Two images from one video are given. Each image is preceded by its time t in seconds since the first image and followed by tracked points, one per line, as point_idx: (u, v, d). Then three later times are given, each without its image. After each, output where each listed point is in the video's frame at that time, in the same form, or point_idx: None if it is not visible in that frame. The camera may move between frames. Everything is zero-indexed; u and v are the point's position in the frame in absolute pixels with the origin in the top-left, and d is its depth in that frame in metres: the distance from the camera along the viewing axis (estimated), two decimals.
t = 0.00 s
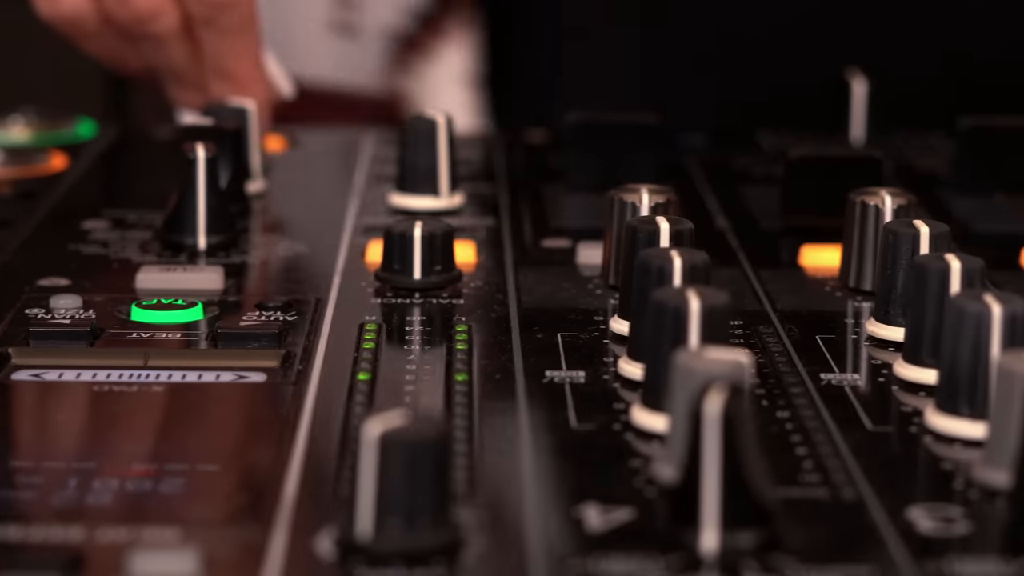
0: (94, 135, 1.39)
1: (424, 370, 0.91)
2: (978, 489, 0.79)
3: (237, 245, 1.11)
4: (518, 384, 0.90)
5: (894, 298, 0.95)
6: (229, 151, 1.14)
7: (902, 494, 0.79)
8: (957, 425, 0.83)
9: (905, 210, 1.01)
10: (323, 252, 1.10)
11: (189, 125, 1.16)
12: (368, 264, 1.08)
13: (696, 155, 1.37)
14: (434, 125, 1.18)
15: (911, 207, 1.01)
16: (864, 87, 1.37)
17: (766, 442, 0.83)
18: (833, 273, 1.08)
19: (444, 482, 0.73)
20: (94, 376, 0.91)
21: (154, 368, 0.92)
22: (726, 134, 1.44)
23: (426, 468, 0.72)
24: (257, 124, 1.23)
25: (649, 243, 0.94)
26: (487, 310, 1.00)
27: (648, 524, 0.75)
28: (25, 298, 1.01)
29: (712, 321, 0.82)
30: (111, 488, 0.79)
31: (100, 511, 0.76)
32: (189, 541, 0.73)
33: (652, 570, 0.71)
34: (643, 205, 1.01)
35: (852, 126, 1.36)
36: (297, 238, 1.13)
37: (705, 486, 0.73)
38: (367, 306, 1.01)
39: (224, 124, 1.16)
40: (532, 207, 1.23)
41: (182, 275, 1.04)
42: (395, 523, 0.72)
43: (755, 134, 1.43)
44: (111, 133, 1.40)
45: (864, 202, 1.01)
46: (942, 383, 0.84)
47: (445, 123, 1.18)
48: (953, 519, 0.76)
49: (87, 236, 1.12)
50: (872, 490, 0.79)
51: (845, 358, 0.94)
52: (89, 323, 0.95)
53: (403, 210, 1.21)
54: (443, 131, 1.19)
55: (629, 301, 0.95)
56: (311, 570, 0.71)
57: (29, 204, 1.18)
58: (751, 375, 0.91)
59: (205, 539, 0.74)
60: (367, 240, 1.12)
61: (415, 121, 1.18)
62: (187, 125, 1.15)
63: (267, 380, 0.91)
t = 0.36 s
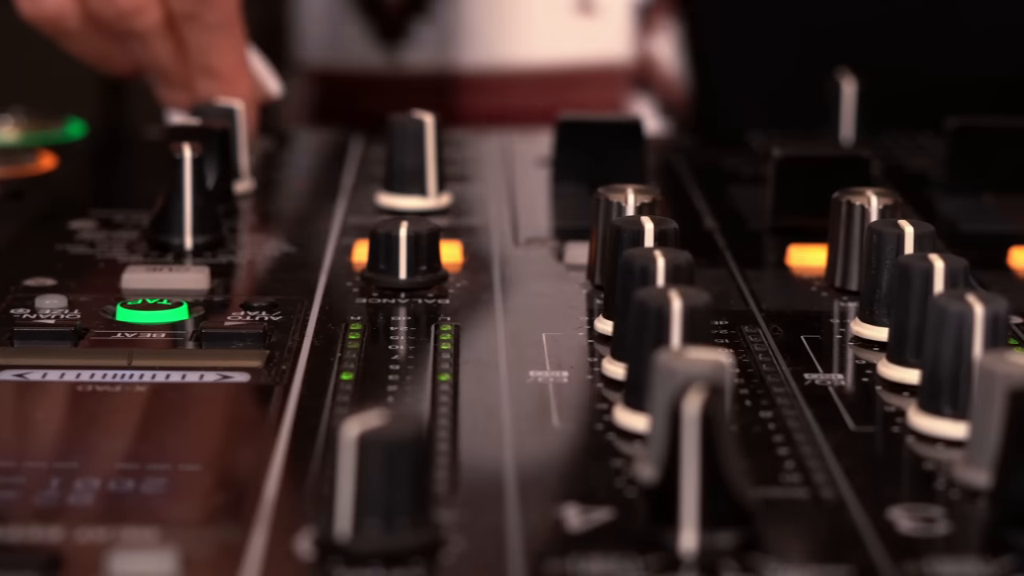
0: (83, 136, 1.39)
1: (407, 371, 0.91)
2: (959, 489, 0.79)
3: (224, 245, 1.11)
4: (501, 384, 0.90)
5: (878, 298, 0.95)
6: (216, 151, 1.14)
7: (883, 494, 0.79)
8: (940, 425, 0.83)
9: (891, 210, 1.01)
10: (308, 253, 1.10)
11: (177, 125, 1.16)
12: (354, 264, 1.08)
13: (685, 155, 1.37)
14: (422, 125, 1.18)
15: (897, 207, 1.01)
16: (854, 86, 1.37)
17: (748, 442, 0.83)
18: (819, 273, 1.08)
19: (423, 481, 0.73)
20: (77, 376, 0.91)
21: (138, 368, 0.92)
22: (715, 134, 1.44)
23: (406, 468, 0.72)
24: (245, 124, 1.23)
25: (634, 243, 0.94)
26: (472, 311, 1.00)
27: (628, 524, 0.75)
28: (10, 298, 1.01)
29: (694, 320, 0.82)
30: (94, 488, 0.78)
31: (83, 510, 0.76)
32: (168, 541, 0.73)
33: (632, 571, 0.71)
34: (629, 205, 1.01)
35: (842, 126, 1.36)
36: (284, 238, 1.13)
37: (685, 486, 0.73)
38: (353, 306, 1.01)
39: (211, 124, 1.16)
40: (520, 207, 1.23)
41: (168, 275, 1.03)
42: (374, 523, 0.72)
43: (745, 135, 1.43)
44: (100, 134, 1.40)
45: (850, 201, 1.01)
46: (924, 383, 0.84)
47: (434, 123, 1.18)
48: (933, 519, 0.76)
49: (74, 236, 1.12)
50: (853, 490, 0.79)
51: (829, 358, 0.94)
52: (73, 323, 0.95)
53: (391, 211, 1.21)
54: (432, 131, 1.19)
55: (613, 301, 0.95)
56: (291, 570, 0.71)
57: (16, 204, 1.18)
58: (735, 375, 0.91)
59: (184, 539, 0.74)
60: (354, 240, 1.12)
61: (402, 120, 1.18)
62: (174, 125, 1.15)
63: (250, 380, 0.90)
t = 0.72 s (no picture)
0: (74, 135, 1.39)
1: (391, 370, 0.91)
2: (941, 489, 0.79)
3: (211, 245, 1.11)
4: (484, 383, 0.90)
5: (863, 299, 0.95)
6: (202, 152, 1.15)
7: (865, 494, 0.79)
8: (922, 426, 0.83)
9: (876, 210, 1.01)
10: (294, 252, 1.10)
11: (164, 125, 1.16)
12: (341, 264, 1.08)
13: (674, 155, 1.37)
14: (410, 125, 1.18)
15: (884, 207, 1.01)
16: (843, 86, 1.37)
17: (730, 442, 0.83)
18: (805, 273, 1.08)
19: (401, 481, 0.73)
20: (61, 376, 0.91)
21: (122, 368, 0.92)
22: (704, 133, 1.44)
23: (384, 467, 0.72)
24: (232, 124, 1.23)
25: (619, 244, 0.94)
26: (457, 310, 1.00)
27: (608, 524, 0.75)
28: None
29: (676, 320, 0.82)
30: (76, 488, 0.78)
31: (64, 509, 0.76)
32: (148, 541, 0.73)
33: (610, 571, 0.71)
34: (614, 205, 1.01)
35: (831, 125, 1.36)
36: (271, 238, 1.13)
37: (663, 486, 0.73)
38: (338, 306, 1.01)
39: (199, 123, 1.16)
40: (507, 206, 1.23)
41: (153, 275, 1.04)
42: (353, 523, 0.72)
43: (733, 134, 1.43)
44: (90, 134, 1.40)
45: (836, 202, 1.01)
46: (907, 382, 0.84)
47: (421, 123, 1.18)
48: (914, 519, 0.76)
49: (60, 236, 1.12)
50: (834, 490, 0.79)
51: (813, 358, 0.94)
52: (57, 323, 0.95)
53: (379, 211, 1.21)
54: (420, 131, 1.19)
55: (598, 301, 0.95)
56: (269, 570, 0.71)
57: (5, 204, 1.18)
58: (718, 375, 0.91)
59: (164, 539, 0.74)
60: (339, 240, 1.12)
61: (390, 120, 1.18)
62: (160, 125, 1.15)
63: (234, 380, 0.90)
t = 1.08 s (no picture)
0: (63, 135, 1.39)
1: (373, 370, 0.91)
2: (921, 489, 0.78)
3: (197, 245, 1.11)
4: (467, 383, 0.90)
5: (846, 298, 0.95)
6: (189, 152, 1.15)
7: (845, 494, 0.78)
8: (903, 426, 0.83)
9: (861, 209, 1.01)
10: (281, 252, 1.10)
11: (151, 125, 1.16)
12: (326, 263, 1.08)
13: (662, 155, 1.37)
14: (397, 124, 1.19)
15: (868, 207, 1.01)
16: (831, 86, 1.37)
17: (710, 443, 0.83)
18: (790, 272, 1.08)
19: (378, 480, 0.73)
20: (44, 376, 0.91)
21: (105, 368, 0.92)
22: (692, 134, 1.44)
23: (362, 467, 0.72)
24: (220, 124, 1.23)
25: (602, 243, 0.94)
26: (442, 310, 1.00)
27: (586, 523, 0.75)
28: None
29: (657, 320, 0.82)
30: (56, 488, 0.78)
31: (42, 509, 0.76)
32: (126, 541, 0.73)
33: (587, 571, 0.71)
34: (599, 204, 1.01)
35: (820, 125, 1.37)
36: (257, 238, 1.13)
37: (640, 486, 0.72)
38: (323, 307, 1.01)
39: (185, 123, 1.16)
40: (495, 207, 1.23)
41: (137, 275, 1.04)
42: (330, 524, 0.72)
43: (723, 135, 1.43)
44: (78, 133, 1.40)
45: (820, 201, 1.01)
46: (888, 382, 0.84)
47: (408, 122, 1.19)
48: (893, 519, 0.76)
49: (46, 236, 1.12)
50: (814, 489, 0.79)
51: (796, 358, 0.94)
52: (40, 323, 0.95)
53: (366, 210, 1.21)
54: (406, 131, 1.19)
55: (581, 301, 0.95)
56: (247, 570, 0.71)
57: None
58: (700, 375, 0.91)
59: (141, 540, 0.74)
60: (326, 240, 1.12)
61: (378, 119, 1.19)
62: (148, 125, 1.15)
63: (216, 380, 0.90)
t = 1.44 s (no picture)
0: (51, 135, 1.39)
1: (356, 370, 0.91)
2: (900, 489, 0.78)
3: (182, 245, 1.11)
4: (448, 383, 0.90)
5: (829, 298, 0.95)
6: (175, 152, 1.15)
7: (825, 494, 0.78)
8: (884, 425, 0.83)
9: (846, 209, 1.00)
10: (266, 252, 1.10)
11: (137, 125, 1.16)
12: (311, 263, 1.08)
13: (651, 155, 1.37)
14: (384, 124, 1.18)
15: (852, 207, 1.01)
16: (820, 86, 1.37)
17: (691, 444, 0.83)
18: (775, 272, 1.08)
19: (355, 481, 0.73)
20: (26, 376, 0.91)
21: (87, 368, 0.92)
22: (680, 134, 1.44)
23: (339, 467, 0.72)
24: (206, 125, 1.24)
25: (585, 243, 0.94)
26: (425, 310, 1.00)
27: (564, 524, 0.75)
28: None
29: (638, 320, 0.82)
30: (36, 488, 0.78)
31: (19, 508, 0.76)
32: (103, 541, 0.73)
33: (564, 571, 0.71)
34: (583, 204, 1.01)
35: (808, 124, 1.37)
36: (242, 238, 1.13)
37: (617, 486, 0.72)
38: (307, 306, 1.00)
39: (171, 123, 1.16)
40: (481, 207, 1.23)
41: (122, 275, 1.04)
42: (307, 523, 0.72)
43: (711, 136, 1.43)
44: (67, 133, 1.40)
45: (805, 201, 1.01)
46: (869, 382, 0.84)
47: (395, 122, 1.19)
48: (871, 519, 0.76)
49: (32, 236, 1.11)
50: (793, 489, 0.79)
51: (779, 358, 0.94)
52: (23, 323, 0.95)
53: (352, 210, 1.21)
54: (392, 130, 1.19)
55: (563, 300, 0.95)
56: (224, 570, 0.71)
57: None
58: (682, 375, 0.91)
59: (119, 540, 0.74)
60: (312, 239, 1.12)
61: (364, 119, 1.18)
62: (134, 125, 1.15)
63: (198, 380, 0.90)
